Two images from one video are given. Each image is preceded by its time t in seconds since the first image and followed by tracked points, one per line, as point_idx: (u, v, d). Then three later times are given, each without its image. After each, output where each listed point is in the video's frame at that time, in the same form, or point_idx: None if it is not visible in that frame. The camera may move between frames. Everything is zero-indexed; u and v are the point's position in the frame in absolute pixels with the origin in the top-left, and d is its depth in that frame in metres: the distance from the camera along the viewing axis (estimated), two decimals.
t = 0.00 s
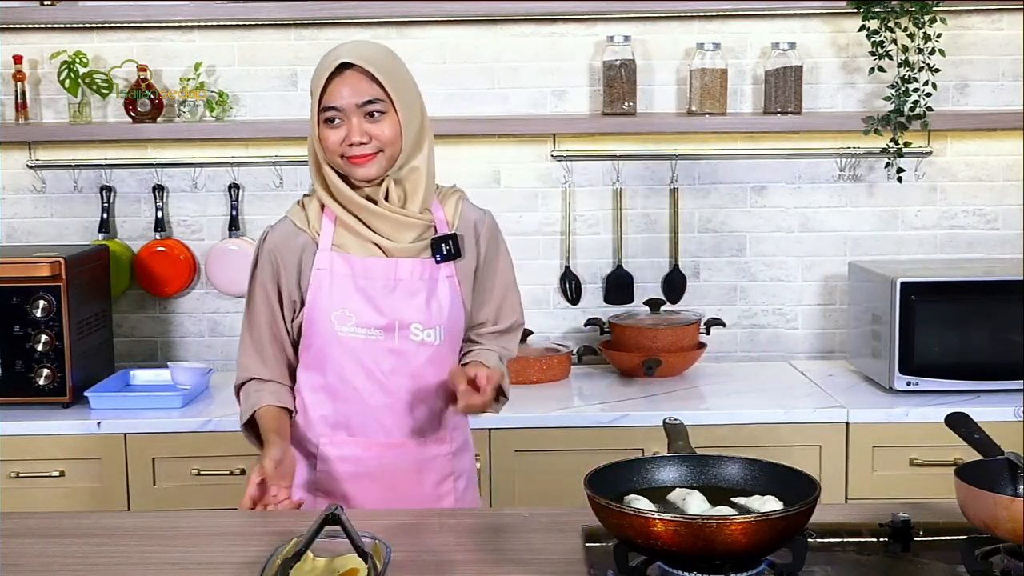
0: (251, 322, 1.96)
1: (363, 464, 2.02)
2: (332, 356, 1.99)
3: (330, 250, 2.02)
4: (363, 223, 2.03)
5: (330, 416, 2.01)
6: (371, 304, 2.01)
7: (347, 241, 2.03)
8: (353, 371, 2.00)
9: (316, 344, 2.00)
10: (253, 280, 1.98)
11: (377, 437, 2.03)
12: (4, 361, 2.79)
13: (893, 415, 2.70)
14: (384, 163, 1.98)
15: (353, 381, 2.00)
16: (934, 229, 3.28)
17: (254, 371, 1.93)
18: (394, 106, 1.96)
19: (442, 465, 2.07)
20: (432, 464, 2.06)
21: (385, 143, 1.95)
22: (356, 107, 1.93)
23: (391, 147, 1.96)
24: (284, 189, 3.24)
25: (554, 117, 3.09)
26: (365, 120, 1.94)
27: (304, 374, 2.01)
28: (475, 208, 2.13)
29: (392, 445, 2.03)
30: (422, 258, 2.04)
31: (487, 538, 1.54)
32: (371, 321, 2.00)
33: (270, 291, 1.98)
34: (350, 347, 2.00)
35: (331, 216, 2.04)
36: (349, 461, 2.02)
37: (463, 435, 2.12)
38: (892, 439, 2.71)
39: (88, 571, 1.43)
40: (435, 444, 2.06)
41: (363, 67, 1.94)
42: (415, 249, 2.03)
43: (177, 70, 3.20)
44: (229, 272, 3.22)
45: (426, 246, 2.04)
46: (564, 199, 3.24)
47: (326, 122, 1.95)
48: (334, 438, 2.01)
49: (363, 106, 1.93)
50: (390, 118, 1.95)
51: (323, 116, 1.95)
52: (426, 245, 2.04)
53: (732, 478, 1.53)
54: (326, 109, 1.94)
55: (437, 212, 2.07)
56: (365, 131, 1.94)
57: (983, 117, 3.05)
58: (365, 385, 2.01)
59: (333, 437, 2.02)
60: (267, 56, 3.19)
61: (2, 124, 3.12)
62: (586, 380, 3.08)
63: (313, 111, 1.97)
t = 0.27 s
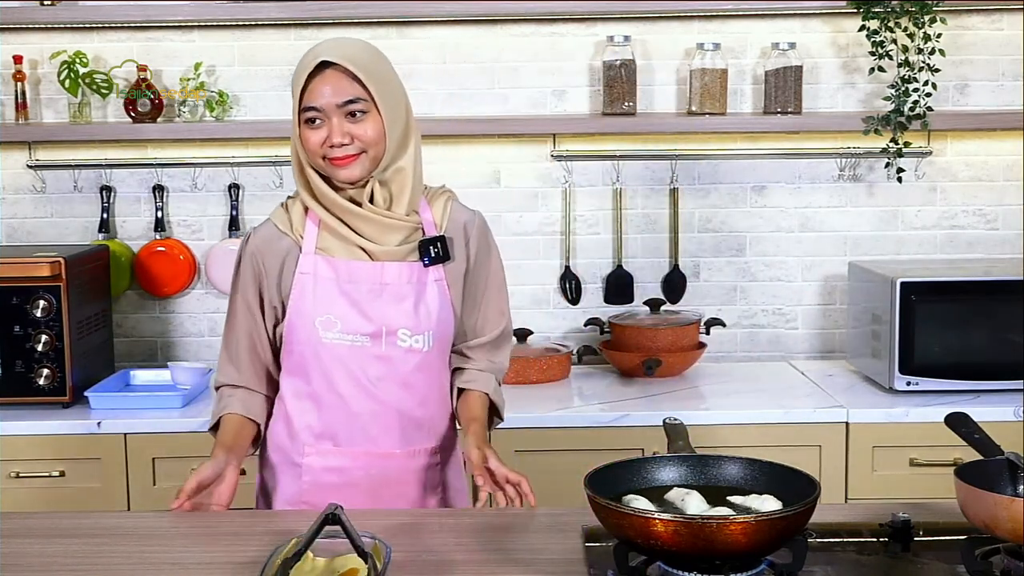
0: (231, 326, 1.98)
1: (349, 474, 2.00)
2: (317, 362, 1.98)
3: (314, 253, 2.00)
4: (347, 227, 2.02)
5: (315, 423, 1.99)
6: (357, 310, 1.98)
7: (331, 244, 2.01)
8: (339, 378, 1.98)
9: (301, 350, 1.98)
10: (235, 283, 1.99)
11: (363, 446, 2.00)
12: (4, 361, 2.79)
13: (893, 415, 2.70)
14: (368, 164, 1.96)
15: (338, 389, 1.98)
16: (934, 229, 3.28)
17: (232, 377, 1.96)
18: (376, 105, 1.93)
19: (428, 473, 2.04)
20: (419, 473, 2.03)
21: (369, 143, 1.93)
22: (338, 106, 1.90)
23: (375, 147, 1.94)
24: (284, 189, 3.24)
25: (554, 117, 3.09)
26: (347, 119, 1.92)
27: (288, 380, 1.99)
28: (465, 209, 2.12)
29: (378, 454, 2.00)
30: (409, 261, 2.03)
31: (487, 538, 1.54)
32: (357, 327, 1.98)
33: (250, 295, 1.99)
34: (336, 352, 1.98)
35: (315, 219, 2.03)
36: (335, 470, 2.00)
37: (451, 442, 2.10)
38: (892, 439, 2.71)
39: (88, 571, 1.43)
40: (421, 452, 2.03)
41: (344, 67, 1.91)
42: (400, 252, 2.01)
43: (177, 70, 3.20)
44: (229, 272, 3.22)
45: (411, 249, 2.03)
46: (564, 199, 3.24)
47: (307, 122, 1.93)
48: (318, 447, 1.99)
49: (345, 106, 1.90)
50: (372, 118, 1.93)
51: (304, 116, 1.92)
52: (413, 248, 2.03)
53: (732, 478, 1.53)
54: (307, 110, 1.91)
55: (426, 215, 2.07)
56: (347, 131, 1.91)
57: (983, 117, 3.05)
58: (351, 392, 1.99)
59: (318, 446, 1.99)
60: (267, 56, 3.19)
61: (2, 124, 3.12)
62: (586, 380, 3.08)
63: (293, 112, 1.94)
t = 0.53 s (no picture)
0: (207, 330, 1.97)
1: (326, 485, 1.96)
2: (293, 370, 1.94)
3: (290, 257, 1.98)
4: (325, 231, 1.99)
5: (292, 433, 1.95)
6: (333, 316, 1.94)
7: (307, 247, 1.98)
8: (315, 386, 1.94)
9: (277, 358, 1.95)
10: (212, 287, 1.99)
11: (340, 456, 1.96)
12: (4, 361, 2.79)
13: (893, 415, 2.70)
14: (347, 167, 1.94)
15: (314, 397, 1.94)
16: (934, 229, 3.28)
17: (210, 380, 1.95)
18: (354, 107, 1.92)
19: (409, 483, 2.00)
20: (398, 484, 1.99)
21: (347, 146, 1.91)
22: (315, 108, 1.88)
23: (354, 150, 1.92)
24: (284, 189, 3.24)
25: (554, 117, 3.09)
26: (325, 121, 1.90)
27: (265, 387, 1.96)
28: (448, 211, 2.09)
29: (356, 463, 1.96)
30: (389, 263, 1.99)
31: (487, 538, 1.54)
32: (333, 334, 1.94)
33: (225, 299, 1.98)
34: (312, 360, 1.94)
35: (292, 223, 2.00)
36: (311, 481, 1.96)
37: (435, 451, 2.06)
38: (892, 439, 2.71)
39: (88, 571, 1.43)
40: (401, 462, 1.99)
41: (322, 68, 1.90)
42: (377, 256, 1.97)
43: (177, 70, 3.20)
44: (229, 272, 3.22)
45: (391, 253, 1.99)
46: (564, 199, 3.24)
47: (284, 124, 1.91)
48: (295, 457, 1.96)
49: (322, 107, 1.89)
50: (350, 120, 1.91)
51: (281, 118, 1.91)
52: (392, 252, 1.99)
53: (732, 478, 1.53)
54: (284, 111, 1.90)
55: (408, 219, 2.04)
56: (325, 133, 1.89)
57: (983, 117, 3.05)
58: (327, 401, 1.95)
59: (294, 455, 1.96)
60: (267, 56, 3.19)
61: (2, 124, 3.11)
62: (586, 380, 3.07)
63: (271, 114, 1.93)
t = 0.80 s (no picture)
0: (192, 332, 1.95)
1: (305, 494, 1.89)
2: (271, 377, 1.88)
3: (268, 262, 1.92)
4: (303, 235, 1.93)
5: (272, 440, 1.89)
6: (311, 322, 1.87)
7: (285, 252, 1.93)
8: (293, 394, 1.88)
9: (256, 363, 1.89)
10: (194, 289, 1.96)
11: (320, 466, 1.90)
12: (3, 361, 2.79)
13: (893, 415, 2.70)
14: (326, 171, 1.87)
15: (293, 405, 1.88)
16: (934, 229, 3.28)
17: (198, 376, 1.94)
18: (333, 110, 1.85)
19: (393, 492, 1.93)
20: (381, 493, 1.92)
21: (326, 150, 1.85)
22: (292, 111, 1.82)
23: (333, 153, 1.86)
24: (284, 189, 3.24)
25: (554, 117, 3.09)
26: (303, 125, 1.84)
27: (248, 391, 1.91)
28: (432, 211, 2.02)
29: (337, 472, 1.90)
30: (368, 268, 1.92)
31: (487, 538, 1.54)
32: (311, 341, 1.86)
33: (207, 300, 1.95)
34: (289, 367, 1.87)
35: (270, 228, 1.94)
36: (291, 490, 1.90)
37: (423, 459, 1.98)
38: (893, 439, 2.71)
39: (88, 571, 1.43)
40: (385, 470, 1.92)
41: (298, 70, 1.83)
42: (357, 261, 1.90)
43: (177, 70, 3.20)
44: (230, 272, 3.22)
45: (371, 257, 1.92)
46: (564, 199, 3.24)
47: (261, 127, 1.85)
48: (274, 466, 1.90)
49: (299, 110, 1.82)
50: (329, 124, 1.85)
51: (258, 121, 1.84)
52: (372, 257, 1.93)
53: (732, 478, 1.53)
54: (260, 115, 1.84)
55: (391, 220, 1.97)
56: (303, 136, 1.83)
57: (983, 117, 3.05)
58: (305, 409, 1.88)
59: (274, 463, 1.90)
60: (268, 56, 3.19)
61: (2, 124, 3.11)
62: (586, 380, 3.07)
63: (247, 117, 1.86)
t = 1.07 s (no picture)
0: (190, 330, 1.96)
1: (291, 497, 1.87)
2: (257, 379, 1.86)
3: (256, 264, 1.89)
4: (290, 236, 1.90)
5: (260, 442, 1.87)
6: (296, 325, 1.84)
7: (273, 253, 1.90)
8: (279, 398, 1.85)
9: (244, 365, 1.87)
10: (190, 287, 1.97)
11: (306, 469, 1.87)
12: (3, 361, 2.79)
13: (893, 415, 2.70)
14: (314, 171, 1.84)
15: (279, 408, 1.85)
16: (934, 229, 3.28)
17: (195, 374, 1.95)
18: (321, 108, 1.81)
19: (382, 497, 1.89)
20: (368, 497, 1.89)
21: (313, 150, 1.81)
22: (279, 110, 1.78)
23: (320, 153, 1.82)
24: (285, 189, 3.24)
25: (554, 117, 3.09)
26: (290, 124, 1.80)
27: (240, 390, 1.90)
28: (426, 209, 1.97)
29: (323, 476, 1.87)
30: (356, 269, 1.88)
31: (487, 538, 1.54)
32: (295, 344, 1.84)
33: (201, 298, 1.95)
34: (274, 370, 1.85)
35: (258, 231, 1.92)
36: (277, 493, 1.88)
37: (416, 462, 1.94)
38: (893, 439, 2.71)
39: (88, 571, 1.43)
40: (372, 474, 1.89)
41: (284, 68, 1.79)
42: (343, 262, 1.87)
43: (177, 70, 3.20)
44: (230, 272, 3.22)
45: (358, 257, 1.89)
46: (564, 199, 3.24)
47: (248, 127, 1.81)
48: (260, 468, 1.88)
49: (286, 110, 1.78)
50: (316, 122, 1.81)
51: (245, 121, 1.80)
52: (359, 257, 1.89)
53: (733, 478, 1.53)
54: (246, 114, 1.80)
55: (380, 220, 1.93)
56: (290, 136, 1.79)
57: (983, 117, 3.05)
58: (291, 412, 1.85)
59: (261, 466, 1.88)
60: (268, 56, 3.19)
61: (2, 124, 3.11)
62: (586, 380, 3.07)
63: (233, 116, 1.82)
